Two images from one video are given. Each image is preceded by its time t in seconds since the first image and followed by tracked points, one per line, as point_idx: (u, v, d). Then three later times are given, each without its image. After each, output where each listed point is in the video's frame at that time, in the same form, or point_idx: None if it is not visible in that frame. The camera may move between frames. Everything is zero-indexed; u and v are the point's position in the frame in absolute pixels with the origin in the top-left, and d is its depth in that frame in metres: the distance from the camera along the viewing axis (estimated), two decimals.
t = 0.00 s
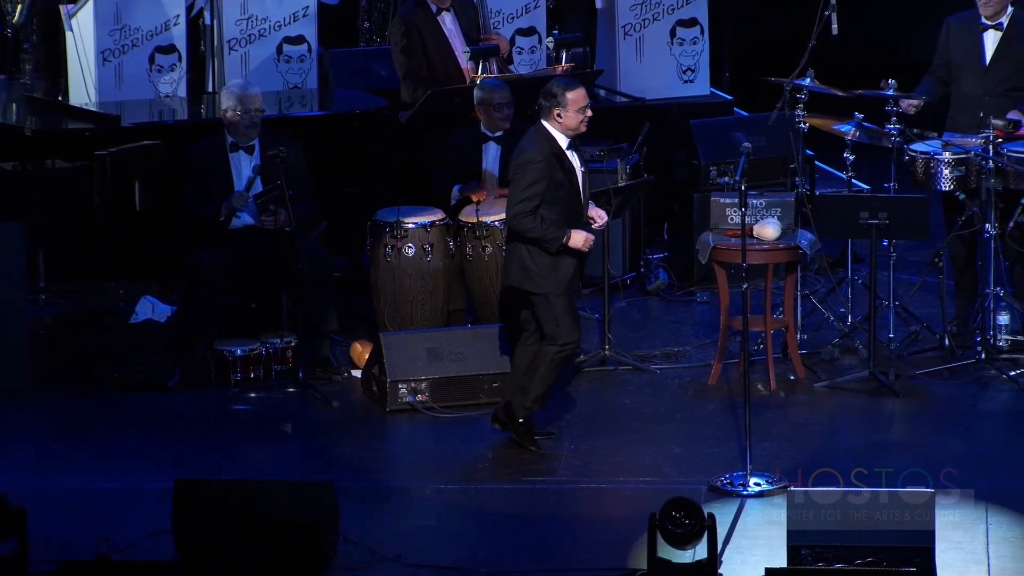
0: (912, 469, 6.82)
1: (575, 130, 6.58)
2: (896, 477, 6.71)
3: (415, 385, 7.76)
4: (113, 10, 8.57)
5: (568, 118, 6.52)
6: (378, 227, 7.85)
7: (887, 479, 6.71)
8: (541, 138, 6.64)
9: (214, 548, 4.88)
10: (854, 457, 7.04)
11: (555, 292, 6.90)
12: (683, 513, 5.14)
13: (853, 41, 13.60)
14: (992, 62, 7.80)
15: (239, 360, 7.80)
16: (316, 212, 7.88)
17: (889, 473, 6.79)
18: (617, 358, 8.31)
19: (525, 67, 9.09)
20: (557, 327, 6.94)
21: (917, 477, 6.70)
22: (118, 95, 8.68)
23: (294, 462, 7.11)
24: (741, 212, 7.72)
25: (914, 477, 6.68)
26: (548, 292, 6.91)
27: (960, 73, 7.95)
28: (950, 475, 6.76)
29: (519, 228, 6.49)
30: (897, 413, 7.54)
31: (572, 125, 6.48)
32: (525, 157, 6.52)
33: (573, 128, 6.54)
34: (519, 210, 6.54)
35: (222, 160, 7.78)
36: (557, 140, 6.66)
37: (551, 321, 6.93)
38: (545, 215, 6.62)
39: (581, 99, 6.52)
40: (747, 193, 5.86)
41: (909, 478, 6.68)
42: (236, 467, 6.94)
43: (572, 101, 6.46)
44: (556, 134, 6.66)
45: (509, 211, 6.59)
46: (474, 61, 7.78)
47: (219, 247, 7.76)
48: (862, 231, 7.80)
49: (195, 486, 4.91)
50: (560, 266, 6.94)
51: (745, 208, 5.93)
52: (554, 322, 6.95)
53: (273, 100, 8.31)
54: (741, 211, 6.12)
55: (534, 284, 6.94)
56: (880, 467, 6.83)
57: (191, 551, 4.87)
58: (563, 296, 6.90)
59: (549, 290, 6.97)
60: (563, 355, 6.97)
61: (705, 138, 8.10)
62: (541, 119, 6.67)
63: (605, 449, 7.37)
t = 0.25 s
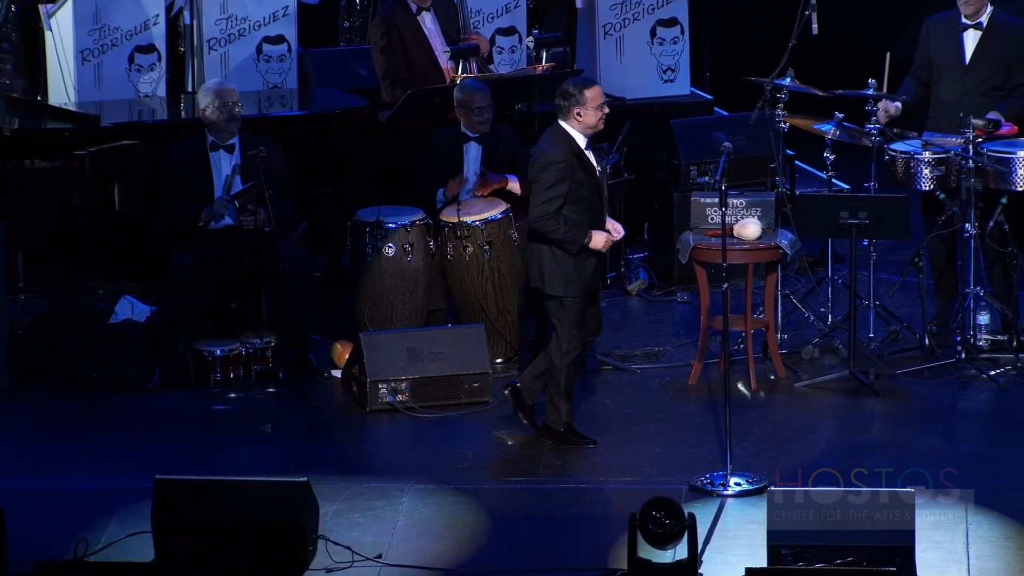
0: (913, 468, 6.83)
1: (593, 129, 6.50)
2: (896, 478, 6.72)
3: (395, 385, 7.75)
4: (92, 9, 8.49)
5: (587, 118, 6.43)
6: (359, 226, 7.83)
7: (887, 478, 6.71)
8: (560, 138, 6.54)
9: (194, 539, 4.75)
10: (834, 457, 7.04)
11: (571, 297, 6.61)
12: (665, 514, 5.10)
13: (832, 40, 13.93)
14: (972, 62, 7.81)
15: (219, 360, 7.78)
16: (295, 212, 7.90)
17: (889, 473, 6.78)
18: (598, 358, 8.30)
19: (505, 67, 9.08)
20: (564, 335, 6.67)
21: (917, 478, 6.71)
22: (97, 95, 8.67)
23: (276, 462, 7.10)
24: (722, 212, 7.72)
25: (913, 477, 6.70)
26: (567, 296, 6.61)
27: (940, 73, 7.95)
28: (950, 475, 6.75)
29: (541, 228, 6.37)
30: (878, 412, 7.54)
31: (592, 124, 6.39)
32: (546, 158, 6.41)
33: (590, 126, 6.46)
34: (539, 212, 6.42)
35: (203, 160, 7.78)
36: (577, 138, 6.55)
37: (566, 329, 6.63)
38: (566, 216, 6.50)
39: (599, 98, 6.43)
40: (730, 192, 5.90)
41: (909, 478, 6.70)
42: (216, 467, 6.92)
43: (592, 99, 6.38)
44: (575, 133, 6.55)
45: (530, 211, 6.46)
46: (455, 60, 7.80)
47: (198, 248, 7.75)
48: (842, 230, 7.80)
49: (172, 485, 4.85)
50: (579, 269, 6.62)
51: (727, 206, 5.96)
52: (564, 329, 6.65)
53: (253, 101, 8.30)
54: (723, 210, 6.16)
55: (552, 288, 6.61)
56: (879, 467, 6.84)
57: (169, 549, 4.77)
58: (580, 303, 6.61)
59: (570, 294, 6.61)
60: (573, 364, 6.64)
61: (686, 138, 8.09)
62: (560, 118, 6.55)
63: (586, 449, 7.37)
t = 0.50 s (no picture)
0: (912, 468, 6.84)
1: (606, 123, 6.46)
2: (896, 477, 6.72)
3: (372, 385, 7.74)
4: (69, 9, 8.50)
5: (601, 112, 6.38)
6: (335, 227, 7.82)
7: (888, 479, 6.71)
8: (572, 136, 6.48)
9: (172, 539, 4.78)
10: (810, 457, 7.05)
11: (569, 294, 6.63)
12: (643, 514, 5.09)
13: (809, 40, 13.66)
14: (949, 62, 7.81)
15: (195, 361, 7.78)
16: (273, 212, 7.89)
17: (890, 473, 6.78)
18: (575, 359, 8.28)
19: (483, 67, 9.16)
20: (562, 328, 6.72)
21: (917, 478, 6.72)
22: (73, 95, 8.63)
23: (254, 462, 7.09)
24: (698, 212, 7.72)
25: (913, 479, 6.70)
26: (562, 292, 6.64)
27: (917, 73, 7.95)
28: (951, 475, 6.75)
29: (577, 224, 6.29)
30: (855, 412, 7.55)
31: (607, 117, 6.34)
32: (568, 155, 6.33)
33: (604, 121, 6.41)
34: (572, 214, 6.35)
35: (178, 160, 7.77)
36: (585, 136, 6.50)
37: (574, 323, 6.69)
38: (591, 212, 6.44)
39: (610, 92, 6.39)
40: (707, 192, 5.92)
41: (909, 479, 6.71)
42: (193, 468, 6.92)
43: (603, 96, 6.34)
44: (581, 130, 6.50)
45: (561, 211, 6.38)
46: (432, 61, 7.80)
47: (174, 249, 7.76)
48: (819, 231, 7.80)
49: (143, 495, 4.77)
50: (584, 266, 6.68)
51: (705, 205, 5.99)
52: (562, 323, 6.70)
53: (230, 102, 8.37)
54: (701, 210, 6.19)
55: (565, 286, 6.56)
56: (879, 467, 6.84)
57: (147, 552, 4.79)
58: (578, 298, 6.61)
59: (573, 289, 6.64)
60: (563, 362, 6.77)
61: (663, 138, 8.10)
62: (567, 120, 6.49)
63: (563, 449, 7.37)
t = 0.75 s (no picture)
0: (913, 468, 6.83)
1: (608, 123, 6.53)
2: (896, 477, 6.73)
3: (342, 386, 7.73)
4: (37, 11, 8.50)
5: (604, 110, 6.46)
6: (305, 227, 7.80)
7: (886, 478, 6.73)
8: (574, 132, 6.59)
9: (133, 539, 4.93)
10: (778, 457, 7.06)
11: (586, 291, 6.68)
12: (612, 515, 5.29)
13: (777, 41, 13.28)
14: (919, 63, 7.81)
15: (164, 362, 7.77)
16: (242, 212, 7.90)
17: (888, 473, 6.80)
18: (545, 359, 8.25)
19: (452, 67, 9.03)
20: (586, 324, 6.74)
21: (916, 478, 6.72)
22: (42, 95, 8.60)
23: (224, 463, 7.09)
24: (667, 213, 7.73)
25: (912, 478, 6.71)
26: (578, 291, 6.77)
27: (886, 74, 7.94)
28: (950, 475, 6.74)
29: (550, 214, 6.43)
30: (824, 412, 7.56)
31: (607, 115, 6.45)
32: (554, 147, 6.48)
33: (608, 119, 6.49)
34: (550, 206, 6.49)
35: (148, 161, 7.80)
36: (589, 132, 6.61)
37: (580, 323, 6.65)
38: (576, 208, 6.57)
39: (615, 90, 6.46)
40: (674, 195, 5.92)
41: (909, 479, 6.71)
42: (164, 469, 6.91)
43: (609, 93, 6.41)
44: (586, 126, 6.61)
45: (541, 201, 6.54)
46: (401, 61, 7.81)
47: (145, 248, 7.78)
48: (788, 231, 7.81)
49: (109, 494, 4.91)
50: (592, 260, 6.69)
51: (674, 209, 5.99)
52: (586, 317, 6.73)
53: (198, 103, 8.49)
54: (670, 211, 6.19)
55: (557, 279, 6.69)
56: (878, 467, 6.84)
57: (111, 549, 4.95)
58: (594, 294, 6.74)
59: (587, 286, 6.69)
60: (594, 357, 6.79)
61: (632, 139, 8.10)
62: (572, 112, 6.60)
63: (532, 449, 7.37)
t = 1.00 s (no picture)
0: (912, 468, 6.83)
1: (600, 119, 6.63)
2: (896, 477, 6.71)
3: (318, 387, 7.72)
4: (12, 10, 8.42)
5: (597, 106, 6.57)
6: (281, 228, 7.80)
7: (886, 478, 6.73)
8: (568, 127, 6.70)
9: (105, 540, 4.86)
10: (754, 457, 7.07)
11: (578, 288, 6.73)
12: (589, 515, 5.23)
13: (753, 41, 13.66)
14: (894, 63, 7.81)
15: (140, 362, 7.76)
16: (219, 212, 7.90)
17: (889, 473, 6.79)
18: (522, 359, 8.24)
19: (428, 68, 9.01)
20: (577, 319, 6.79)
21: (916, 479, 6.71)
22: (16, 95, 8.56)
23: (201, 463, 7.08)
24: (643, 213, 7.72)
25: (912, 478, 6.70)
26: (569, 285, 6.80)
27: (861, 74, 7.94)
28: (950, 475, 6.74)
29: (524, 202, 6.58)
30: (801, 412, 7.57)
31: (602, 110, 6.55)
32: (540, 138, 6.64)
33: (599, 113, 6.60)
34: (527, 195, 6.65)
35: (124, 161, 7.78)
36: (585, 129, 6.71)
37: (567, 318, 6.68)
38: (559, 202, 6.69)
39: (608, 87, 6.56)
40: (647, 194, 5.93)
41: (910, 478, 6.70)
42: (140, 469, 6.90)
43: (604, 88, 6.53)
44: (583, 123, 6.71)
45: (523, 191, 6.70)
46: (376, 62, 7.83)
47: (121, 249, 7.77)
48: (764, 231, 7.82)
49: (84, 495, 4.83)
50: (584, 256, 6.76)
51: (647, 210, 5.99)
52: (579, 312, 6.79)
53: (174, 104, 8.61)
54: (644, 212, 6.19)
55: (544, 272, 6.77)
56: (879, 467, 6.83)
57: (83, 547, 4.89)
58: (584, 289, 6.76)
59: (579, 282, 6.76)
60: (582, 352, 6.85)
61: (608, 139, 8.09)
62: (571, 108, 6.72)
63: (507, 449, 7.37)
